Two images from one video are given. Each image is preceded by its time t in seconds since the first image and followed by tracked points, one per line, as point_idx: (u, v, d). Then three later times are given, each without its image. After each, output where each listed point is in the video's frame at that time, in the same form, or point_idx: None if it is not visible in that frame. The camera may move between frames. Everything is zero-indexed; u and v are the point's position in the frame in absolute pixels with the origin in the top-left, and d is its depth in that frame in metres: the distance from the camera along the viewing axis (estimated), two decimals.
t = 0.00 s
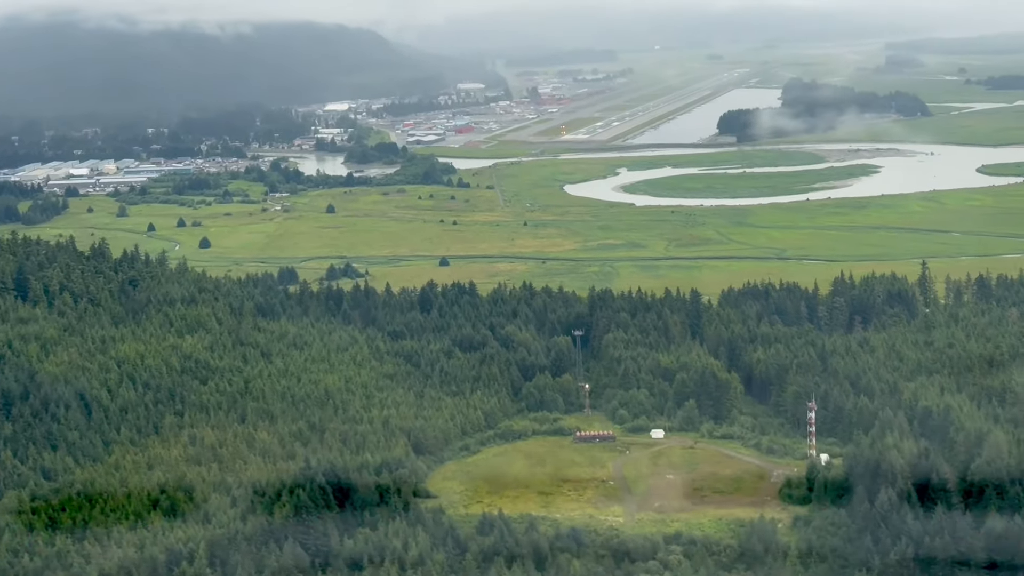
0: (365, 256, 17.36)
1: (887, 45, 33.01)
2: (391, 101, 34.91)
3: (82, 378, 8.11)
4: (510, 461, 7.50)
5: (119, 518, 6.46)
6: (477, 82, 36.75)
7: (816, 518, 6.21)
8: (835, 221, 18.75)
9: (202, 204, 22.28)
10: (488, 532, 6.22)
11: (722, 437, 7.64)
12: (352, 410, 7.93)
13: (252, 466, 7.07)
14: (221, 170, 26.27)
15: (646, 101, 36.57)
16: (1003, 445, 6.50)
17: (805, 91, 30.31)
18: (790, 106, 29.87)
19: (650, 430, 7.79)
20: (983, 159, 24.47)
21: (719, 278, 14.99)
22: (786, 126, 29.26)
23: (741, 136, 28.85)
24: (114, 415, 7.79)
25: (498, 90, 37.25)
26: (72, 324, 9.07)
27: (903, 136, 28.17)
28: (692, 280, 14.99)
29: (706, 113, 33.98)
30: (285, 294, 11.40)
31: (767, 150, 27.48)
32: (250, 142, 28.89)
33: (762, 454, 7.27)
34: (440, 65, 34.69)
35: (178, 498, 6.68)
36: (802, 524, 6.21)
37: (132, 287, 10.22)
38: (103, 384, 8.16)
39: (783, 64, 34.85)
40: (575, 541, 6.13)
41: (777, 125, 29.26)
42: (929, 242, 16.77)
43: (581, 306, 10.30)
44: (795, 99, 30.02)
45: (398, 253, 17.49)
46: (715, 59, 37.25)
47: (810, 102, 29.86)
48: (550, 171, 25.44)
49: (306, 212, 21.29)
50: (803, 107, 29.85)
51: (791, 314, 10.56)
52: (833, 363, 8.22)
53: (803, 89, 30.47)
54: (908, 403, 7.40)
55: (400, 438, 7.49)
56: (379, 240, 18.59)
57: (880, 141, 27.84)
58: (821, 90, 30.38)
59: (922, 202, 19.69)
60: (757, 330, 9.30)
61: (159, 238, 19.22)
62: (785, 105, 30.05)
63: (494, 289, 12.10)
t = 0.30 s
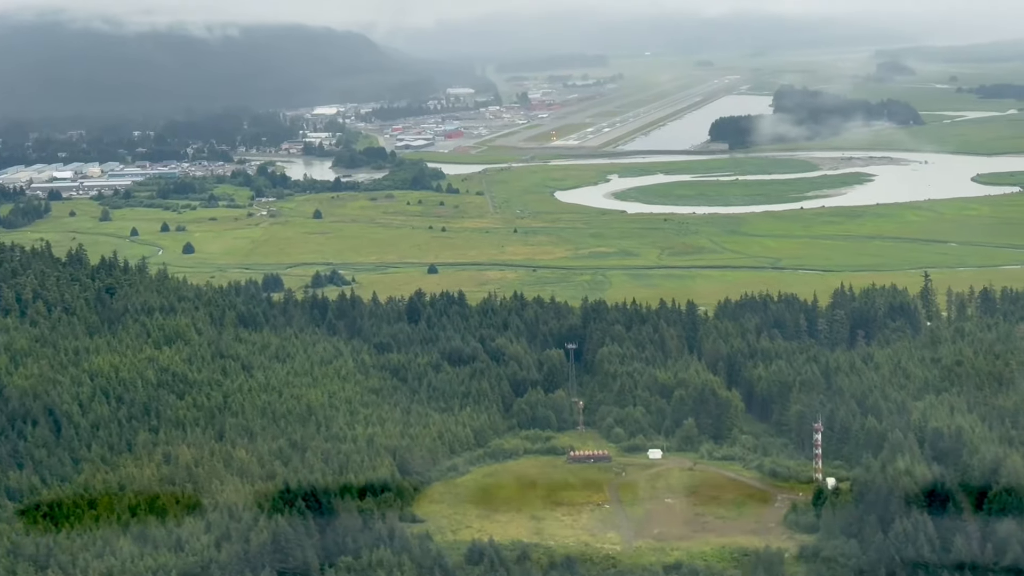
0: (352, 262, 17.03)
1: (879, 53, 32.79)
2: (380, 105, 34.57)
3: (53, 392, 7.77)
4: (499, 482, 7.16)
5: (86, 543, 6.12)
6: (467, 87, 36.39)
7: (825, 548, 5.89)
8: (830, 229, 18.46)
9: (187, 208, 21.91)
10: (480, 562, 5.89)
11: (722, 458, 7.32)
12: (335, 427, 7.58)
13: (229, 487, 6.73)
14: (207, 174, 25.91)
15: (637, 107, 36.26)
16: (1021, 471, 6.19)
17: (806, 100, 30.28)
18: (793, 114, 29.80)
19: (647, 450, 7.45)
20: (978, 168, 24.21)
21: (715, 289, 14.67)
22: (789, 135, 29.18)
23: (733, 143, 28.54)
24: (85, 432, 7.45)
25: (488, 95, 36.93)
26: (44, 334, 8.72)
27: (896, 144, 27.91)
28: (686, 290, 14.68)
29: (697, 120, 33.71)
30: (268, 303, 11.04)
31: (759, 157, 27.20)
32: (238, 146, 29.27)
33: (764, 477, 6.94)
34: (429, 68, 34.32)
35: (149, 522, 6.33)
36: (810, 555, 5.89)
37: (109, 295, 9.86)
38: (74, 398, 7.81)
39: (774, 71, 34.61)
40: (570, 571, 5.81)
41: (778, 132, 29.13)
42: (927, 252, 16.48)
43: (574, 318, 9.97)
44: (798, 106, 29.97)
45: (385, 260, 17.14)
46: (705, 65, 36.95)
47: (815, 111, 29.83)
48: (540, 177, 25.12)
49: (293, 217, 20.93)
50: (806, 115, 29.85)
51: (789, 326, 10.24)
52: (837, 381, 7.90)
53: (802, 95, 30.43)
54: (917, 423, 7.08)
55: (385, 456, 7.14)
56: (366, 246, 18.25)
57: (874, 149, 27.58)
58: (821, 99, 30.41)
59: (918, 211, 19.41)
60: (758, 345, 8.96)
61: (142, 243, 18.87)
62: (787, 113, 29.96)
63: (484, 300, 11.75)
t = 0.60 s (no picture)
0: (339, 265, 16.67)
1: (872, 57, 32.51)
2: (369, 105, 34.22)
3: (23, 403, 7.40)
4: (492, 500, 6.82)
5: (52, 566, 5.77)
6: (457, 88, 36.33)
7: None
8: (826, 235, 18.14)
9: (172, 209, 21.54)
10: None
11: (725, 476, 6.98)
12: (319, 441, 7.22)
13: (206, 507, 6.37)
14: (192, 174, 25.54)
15: (628, 109, 35.96)
16: None
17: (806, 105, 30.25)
18: (796, 117, 29.60)
19: (646, 467, 7.11)
20: (974, 174, 23.92)
21: (709, 296, 14.35)
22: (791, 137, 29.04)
23: (725, 147, 28.21)
24: (55, 446, 7.09)
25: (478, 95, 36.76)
26: (16, 340, 8.36)
27: (890, 149, 27.62)
28: (680, 297, 14.36)
29: (689, 123, 33.41)
30: (251, 308, 10.68)
31: (753, 161, 26.90)
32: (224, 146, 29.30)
33: (772, 498, 6.61)
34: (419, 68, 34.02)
35: (120, 542, 5.98)
36: None
37: (85, 299, 9.50)
38: (45, 410, 7.46)
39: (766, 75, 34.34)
40: None
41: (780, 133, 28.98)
42: (926, 258, 16.17)
43: (569, 327, 9.63)
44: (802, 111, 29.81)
45: (373, 263, 16.79)
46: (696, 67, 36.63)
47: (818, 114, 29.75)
48: (531, 179, 24.79)
49: (279, 219, 20.58)
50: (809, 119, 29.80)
51: (790, 336, 9.91)
52: (844, 396, 7.56)
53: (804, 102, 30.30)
54: (929, 441, 6.74)
55: (372, 473, 6.79)
56: (353, 249, 17.89)
57: (868, 153, 27.29)
58: (824, 105, 30.27)
59: (915, 217, 19.11)
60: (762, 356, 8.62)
61: (124, 243, 18.50)
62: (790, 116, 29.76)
63: (475, 306, 11.44)
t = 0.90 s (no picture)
0: (330, 266, 16.33)
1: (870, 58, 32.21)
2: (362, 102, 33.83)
3: None
4: (488, 519, 6.50)
5: None
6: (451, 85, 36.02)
7: None
8: (826, 238, 17.83)
9: (160, 206, 21.18)
10: None
11: (732, 495, 6.66)
12: (306, 455, 6.89)
13: (185, 526, 6.05)
14: (182, 171, 25.19)
15: (624, 109, 35.66)
16: None
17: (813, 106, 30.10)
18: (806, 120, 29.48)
19: (649, 485, 6.78)
20: (974, 176, 23.62)
21: (709, 301, 14.03)
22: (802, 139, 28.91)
23: (722, 147, 27.98)
24: (28, 460, 6.77)
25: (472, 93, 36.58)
26: None
27: (889, 150, 27.33)
28: (679, 302, 14.04)
29: (685, 123, 33.11)
30: (237, 312, 10.34)
31: (750, 162, 26.59)
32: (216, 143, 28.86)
33: (782, 521, 6.30)
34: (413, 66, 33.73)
35: (92, 562, 5.66)
36: None
37: (64, 302, 9.17)
38: (19, 421, 7.13)
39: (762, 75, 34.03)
40: None
41: (790, 135, 28.82)
42: (930, 262, 15.87)
43: (567, 335, 9.30)
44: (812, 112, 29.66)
45: (365, 264, 16.45)
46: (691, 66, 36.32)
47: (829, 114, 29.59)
48: (526, 178, 24.46)
49: (269, 217, 20.23)
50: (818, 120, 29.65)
51: (794, 344, 9.60)
52: (856, 411, 7.23)
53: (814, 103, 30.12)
54: (947, 459, 6.41)
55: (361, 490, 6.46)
56: (345, 249, 17.55)
57: (866, 155, 26.99)
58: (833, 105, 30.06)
59: (916, 220, 18.81)
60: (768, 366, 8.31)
61: (112, 242, 18.14)
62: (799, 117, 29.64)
63: (469, 310, 11.12)
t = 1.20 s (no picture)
0: (324, 268, 15.98)
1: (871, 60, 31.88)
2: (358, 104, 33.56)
3: None
4: (487, 540, 6.16)
5: None
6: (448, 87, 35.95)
7: None
8: (830, 243, 17.50)
9: (152, 206, 20.84)
10: None
11: (744, 517, 6.32)
12: (295, 470, 6.55)
13: (165, 547, 5.71)
14: (175, 171, 24.87)
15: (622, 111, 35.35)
16: None
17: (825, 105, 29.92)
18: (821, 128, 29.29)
19: (656, 505, 6.43)
20: (978, 181, 23.30)
21: (711, 308, 13.70)
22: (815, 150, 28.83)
23: (722, 151, 28.32)
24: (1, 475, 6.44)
25: (469, 94, 36.34)
26: None
27: (890, 154, 27.00)
28: (681, 309, 13.70)
29: (684, 125, 32.80)
30: (227, 316, 10.01)
31: (751, 164, 26.28)
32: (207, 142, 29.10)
33: (797, 545, 5.97)
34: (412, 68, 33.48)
35: None
36: None
37: (46, 307, 8.85)
38: None
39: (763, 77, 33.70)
40: None
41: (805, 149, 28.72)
42: (937, 269, 15.54)
43: (568, 343, 8.97)
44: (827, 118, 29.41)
45: (359, 266, 16.10)
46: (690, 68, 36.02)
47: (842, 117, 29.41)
48: (524, 180, 24.12)
49: (263, 218, 19.89)
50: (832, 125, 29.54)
51: (803, 353, 9.28)
52: (873, 426, 6.89)
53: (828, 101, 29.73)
54: (972, 482, 6.08)
55: (352, 510, 6.11)
56: (339, 251, 17.20)
57: (868, 159, 26.67)
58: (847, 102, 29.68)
59: (921, 225, 18.48)
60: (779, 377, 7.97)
61: (102, 242, 17.79)
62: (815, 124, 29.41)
63: (467, 316, 10.79)
